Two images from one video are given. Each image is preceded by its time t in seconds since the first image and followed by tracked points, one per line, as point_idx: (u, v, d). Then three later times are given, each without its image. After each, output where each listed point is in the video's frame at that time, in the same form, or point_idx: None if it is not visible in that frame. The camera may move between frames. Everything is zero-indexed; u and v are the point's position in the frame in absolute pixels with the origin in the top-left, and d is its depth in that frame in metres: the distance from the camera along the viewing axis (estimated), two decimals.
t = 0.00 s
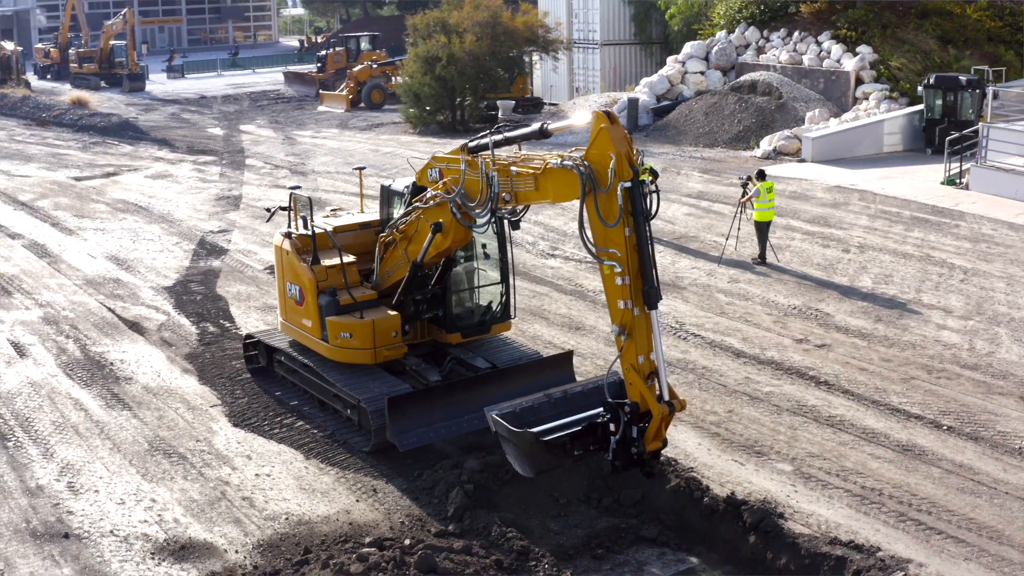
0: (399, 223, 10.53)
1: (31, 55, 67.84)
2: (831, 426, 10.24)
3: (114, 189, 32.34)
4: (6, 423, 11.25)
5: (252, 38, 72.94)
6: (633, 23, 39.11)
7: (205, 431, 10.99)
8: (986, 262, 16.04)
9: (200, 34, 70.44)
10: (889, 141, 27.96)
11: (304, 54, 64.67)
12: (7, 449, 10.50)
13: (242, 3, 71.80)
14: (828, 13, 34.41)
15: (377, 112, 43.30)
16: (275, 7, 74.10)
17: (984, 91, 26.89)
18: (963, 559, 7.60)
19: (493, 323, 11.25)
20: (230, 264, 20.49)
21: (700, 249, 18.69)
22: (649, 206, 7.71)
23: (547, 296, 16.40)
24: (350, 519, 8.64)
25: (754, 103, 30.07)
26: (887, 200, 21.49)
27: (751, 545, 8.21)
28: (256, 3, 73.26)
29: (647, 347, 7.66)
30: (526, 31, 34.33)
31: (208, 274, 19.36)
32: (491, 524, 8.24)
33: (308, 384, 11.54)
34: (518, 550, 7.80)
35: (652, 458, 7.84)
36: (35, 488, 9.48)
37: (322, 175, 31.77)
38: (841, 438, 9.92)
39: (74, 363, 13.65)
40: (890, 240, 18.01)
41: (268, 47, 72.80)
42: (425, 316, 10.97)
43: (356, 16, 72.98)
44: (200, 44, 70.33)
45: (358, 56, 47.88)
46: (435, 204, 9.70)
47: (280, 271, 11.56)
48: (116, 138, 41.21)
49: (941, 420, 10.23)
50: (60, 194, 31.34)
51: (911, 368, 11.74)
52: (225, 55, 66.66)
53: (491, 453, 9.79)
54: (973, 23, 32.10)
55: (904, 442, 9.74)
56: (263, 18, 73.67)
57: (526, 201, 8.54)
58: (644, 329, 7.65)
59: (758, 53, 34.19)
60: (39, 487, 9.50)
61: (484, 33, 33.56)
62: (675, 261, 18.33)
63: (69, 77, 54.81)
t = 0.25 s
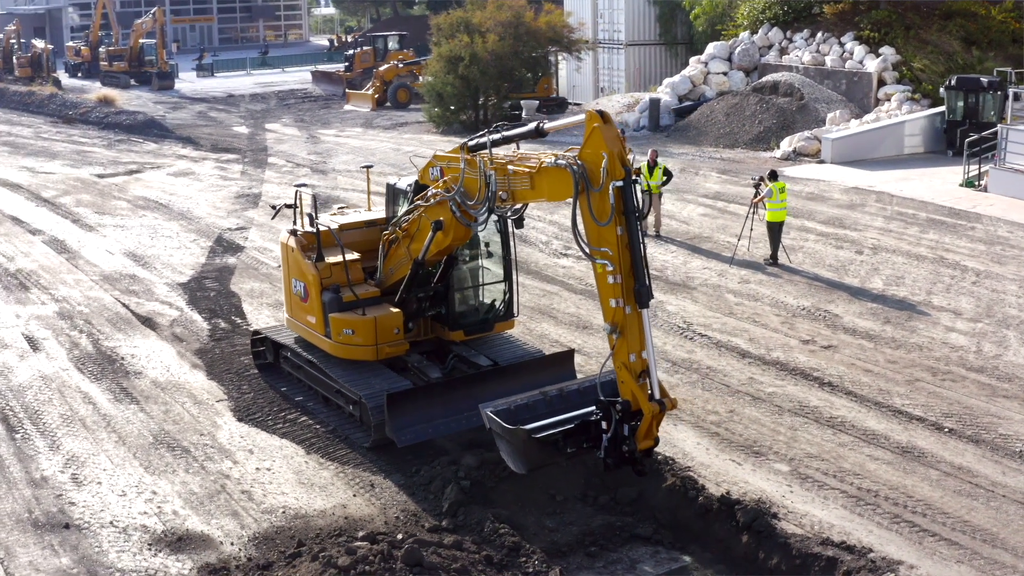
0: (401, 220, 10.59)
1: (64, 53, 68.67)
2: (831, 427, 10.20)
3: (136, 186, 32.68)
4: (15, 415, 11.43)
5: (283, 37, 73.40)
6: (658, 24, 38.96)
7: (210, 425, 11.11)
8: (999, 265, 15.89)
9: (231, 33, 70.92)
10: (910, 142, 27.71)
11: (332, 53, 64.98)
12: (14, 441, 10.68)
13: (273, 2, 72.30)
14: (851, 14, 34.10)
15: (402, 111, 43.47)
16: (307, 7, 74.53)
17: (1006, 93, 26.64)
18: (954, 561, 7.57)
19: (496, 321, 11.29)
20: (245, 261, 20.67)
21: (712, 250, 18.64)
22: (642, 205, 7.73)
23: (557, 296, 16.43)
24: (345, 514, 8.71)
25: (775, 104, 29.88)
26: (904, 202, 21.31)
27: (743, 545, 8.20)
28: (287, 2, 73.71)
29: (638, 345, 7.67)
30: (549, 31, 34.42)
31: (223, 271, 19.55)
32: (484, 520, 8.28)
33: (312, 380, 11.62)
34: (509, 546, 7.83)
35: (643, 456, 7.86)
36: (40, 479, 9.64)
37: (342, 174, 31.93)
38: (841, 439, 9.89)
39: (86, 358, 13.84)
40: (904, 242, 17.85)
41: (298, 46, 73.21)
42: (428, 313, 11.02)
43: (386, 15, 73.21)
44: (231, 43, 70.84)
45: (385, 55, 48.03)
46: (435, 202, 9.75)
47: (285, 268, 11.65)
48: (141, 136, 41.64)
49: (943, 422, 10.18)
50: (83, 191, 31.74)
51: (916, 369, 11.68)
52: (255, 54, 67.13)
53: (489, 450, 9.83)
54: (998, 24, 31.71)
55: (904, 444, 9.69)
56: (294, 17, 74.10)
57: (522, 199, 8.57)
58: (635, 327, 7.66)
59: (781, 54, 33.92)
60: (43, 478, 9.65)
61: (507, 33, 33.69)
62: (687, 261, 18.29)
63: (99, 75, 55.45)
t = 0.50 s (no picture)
0: (403, 219, 10.65)
1: (91, 52, 69.32)
2: (831, 428, 10.17)
3: (155, 184, 32.97)
4: (24, 409, 11.60)
5: (310, 36, 73.73)
6: (679, 24, 38.66)
7: (213, 420, 11.21)
8: (1011, 267, 15.77)
9: (258, 32, 71.24)
10: (928, 144, 27.51)
11: (357, 53, 65.17)
12: (21, 434, 10.84)
13: (300, 2, 72.63)
14: (871, 15, 33.95)
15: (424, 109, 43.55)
16: (334, 6, 74.81)
17: None
18: (946, 563, 7.54)
19: (498, 319, 11.31)
20: (258, 259, 20.82)
21: (723, 250, 18.59)
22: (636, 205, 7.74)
23: (565, 295, 16.44)
24: (342, 509, 8.78)
25: (793, 105, 29.81)
26: (919, 203, 21.14)
27: (736, 545, 8.21)
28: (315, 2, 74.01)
29: (631, 344, 7.69)
30: (568, 31, 34.36)
31: (236, 269, 19.71)
32: (478, 516, 8.32)
33: (315, 377, 11.70)
34: (501, 542, 7.87)
35: (636, 455, 7.87)
36: (43, 471, 9.78)
37: (359, 173, 32.06)
38: (840, 440, 9.87)
39: (95, 353, 14.01)
40: (915, 244, 17.71)
41: (324, 45, 73.51)
42: (430, 311, 11.06)
43: (413, 16, 73.36)
44: (258, 42, 71.19)
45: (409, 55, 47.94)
46: (435, 200, 9.79)
47: (290, 265, 11.74)
48: (163, 134, 41.99)
49: (944, 424, 10.14)
50: (103, 188, 32.07)
51: (920, 371, 11.63)
52: (281, 54, 67.47)
53: (486, 448, 9.87)
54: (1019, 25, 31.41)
55: (903, 446, 9.66)
56: (321, 17, 74.44)
57: (519, 198, 8.61)
58: (628, 326, 7.68)
59: (801, 55, 33.70)
60: (47, 471, 9.80)
61: (527, 33, 33.70)
62: (698, 261, 18.24)
63: (124, 73, 55.95)
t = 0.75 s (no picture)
0: (406, 217, 10.72)
1: (121, 51, 70.05)
2: (830, 429, 10.15)
3: (175, 182, 33.28)
4: (32, 402, 11.79)
5: (340, 36, 74.11)
6: (703, 25, 38.49)
7: (217, 415, 11.35)
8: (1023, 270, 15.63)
9: (288, 31, 71.66)
10: (948, 146, 27.28)
11: (385, 53, 65.37)
12: (29, 426, 11.02)
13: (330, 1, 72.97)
14: (893, 16, 33.82)
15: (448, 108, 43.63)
16: (363, 7, 75.12)
17: None
18: (935, 565, 7.53)
19: (499, 317, 11.35)
20: (273, 257, 20.99)
21: (735, 250, 18.53)
22: (628, 203, 7.78)
23: (573, 294, 16.45)
24: (337, 503, 8.87)
25: (813, 106, 29.66)
26: (935, 205, 20.95)
27: (727, 543, 8.21)
28: (344, 1, 74.37)
29: (621, 342, 7.72)
30: (590, 31, 34.11)
31: (250, 266, 19.89)
32: (470, 512, 8.38)
33: (320, 373, 11.80)
34: (492, 538, 7.92)
35: (627, 452, 7.90)
36: (48, 463, 9.95)
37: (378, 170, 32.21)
38: (837, 441, 9.85)
39: (106, 348, 14.20)
40: (928, 245, 17.56)
41: (354, 44, 73.83)
42: (431, 308, 11.12)
43: (442, 16, 73.51)
44: (287, 41, 71.58)
45: (435, 54, 48.07)
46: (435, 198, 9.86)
47: (296, 263, 11.85)
48: (186, 133, 42.37)
49: (943, 426, 10.11)
50: (124, 186, 32.43)
51: (923, 373, 11.57)
52: (310, 53, 67.82)
53: (483, 444, 9.92)
54: None
55: (901, 447, 9.64)
56: (350, 16, 74.78)
57: (514, 197, 8.66)
58: (619, 324, 7.71)
59: (822, 57, 33.39)
60: (51, 462, 9.96)
61: (548, 33, 33.66)
62: (708, 261, 18.19)
63: (153, 72, 56.50)
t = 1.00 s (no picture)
0: (407, 215, 10.79)
1: (147, 49, 70.63)
2: (828, 429, 10.14)
3: (193, 180, 33.55)
4: (40, 396, 11.97)
5: (365, 35, 74.31)
6: (724, 25, 38.34)
7: (220, 410, 11.46)
8: None
9: (313, 31, 71.99)
10: (965, 147, 27.07)
11: (409, 53, 65.50)
12: (35, 420, 11.18)
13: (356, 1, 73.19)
14: (912, 17, 33.44)
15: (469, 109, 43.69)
16: (388, 6, 75.29)
17: None
18: (925, 566, 7.52)
19: (501, 316, 11.40)
20: (285, 255, 21.13)
21: (744, 251, 18.47)
22: (620, 203, 7.82)
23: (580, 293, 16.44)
24: (332, 497, 8.95)
25: (831, 107, 29.54)
26: (949, 207, 20.78)
27: (718, 542, 8.22)
28: (370, 1, 74.60)
29: (612, 340, 7.74)
30: (610, 31, 34.30)
31: (262, 263, 20.04)
32: (463, 508, 8.44)
33: (322, 369, 11.87)
34: (483, 533, 7.97)
35: (618, 450, 7.93)
36: (51, 456, 10.09)
37: (394, 169, 32.31)
38: (835, 441, 9.84)
39: (115, 344, 14.37)
40: (938, 247, 17.42)
41: (379, 44, 73.99)
42: (433, 306, 11.18)
43: (466, 16, 73.53)
44: (313, 41, 71.89)
45: (458, 54, 48.07)
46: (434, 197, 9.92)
47: (300, 260, 11.94)
48: (207, 131, 42.69)
49: (943, 427, 10.07)
50: (142, 184, 32.72)
51: (926, 374, 11.53)
52: (335, 53, 68.07)
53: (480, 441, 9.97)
54: None
55: (898, 448, 9.62)
56: (376, 16, 74.97)
57: (510, 196, 8.73)
58: (610, 322, 7.73)
59: (841, 57, 33.35)
60: (55, 455, 10.11)
61: (567, 33, 33.74)
62: (717, 261, 18.12)
63: (177, 71, 56.93)
